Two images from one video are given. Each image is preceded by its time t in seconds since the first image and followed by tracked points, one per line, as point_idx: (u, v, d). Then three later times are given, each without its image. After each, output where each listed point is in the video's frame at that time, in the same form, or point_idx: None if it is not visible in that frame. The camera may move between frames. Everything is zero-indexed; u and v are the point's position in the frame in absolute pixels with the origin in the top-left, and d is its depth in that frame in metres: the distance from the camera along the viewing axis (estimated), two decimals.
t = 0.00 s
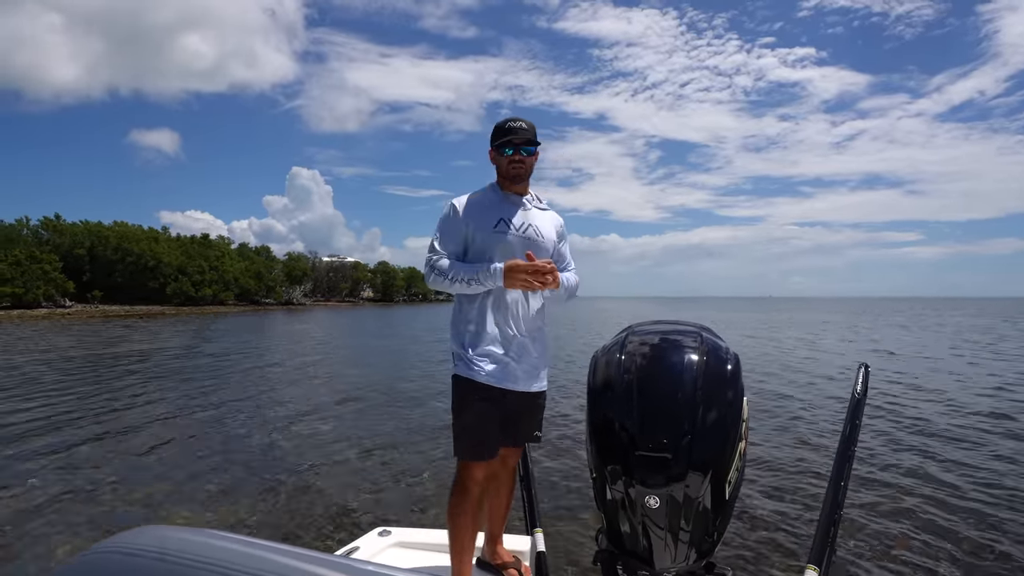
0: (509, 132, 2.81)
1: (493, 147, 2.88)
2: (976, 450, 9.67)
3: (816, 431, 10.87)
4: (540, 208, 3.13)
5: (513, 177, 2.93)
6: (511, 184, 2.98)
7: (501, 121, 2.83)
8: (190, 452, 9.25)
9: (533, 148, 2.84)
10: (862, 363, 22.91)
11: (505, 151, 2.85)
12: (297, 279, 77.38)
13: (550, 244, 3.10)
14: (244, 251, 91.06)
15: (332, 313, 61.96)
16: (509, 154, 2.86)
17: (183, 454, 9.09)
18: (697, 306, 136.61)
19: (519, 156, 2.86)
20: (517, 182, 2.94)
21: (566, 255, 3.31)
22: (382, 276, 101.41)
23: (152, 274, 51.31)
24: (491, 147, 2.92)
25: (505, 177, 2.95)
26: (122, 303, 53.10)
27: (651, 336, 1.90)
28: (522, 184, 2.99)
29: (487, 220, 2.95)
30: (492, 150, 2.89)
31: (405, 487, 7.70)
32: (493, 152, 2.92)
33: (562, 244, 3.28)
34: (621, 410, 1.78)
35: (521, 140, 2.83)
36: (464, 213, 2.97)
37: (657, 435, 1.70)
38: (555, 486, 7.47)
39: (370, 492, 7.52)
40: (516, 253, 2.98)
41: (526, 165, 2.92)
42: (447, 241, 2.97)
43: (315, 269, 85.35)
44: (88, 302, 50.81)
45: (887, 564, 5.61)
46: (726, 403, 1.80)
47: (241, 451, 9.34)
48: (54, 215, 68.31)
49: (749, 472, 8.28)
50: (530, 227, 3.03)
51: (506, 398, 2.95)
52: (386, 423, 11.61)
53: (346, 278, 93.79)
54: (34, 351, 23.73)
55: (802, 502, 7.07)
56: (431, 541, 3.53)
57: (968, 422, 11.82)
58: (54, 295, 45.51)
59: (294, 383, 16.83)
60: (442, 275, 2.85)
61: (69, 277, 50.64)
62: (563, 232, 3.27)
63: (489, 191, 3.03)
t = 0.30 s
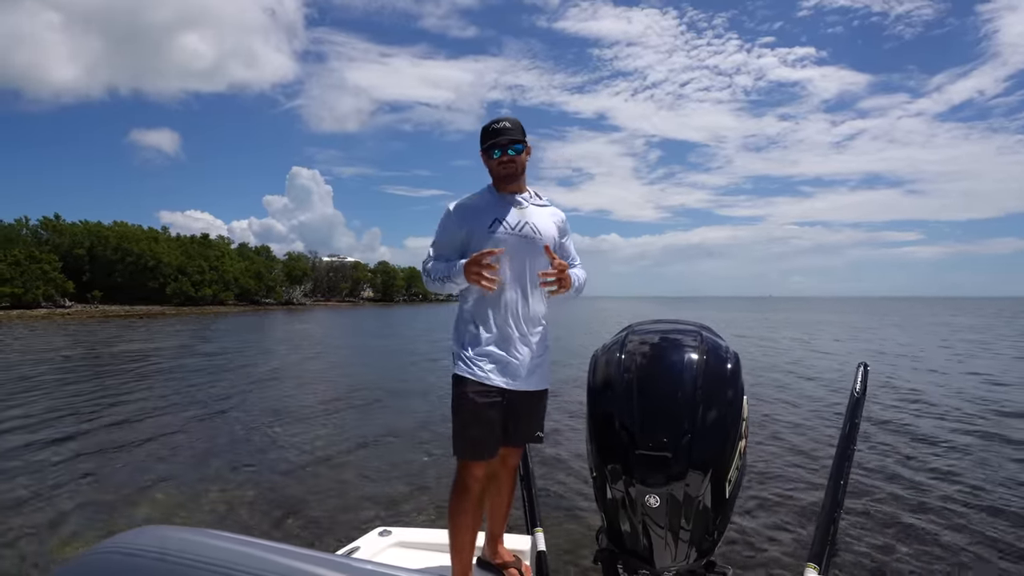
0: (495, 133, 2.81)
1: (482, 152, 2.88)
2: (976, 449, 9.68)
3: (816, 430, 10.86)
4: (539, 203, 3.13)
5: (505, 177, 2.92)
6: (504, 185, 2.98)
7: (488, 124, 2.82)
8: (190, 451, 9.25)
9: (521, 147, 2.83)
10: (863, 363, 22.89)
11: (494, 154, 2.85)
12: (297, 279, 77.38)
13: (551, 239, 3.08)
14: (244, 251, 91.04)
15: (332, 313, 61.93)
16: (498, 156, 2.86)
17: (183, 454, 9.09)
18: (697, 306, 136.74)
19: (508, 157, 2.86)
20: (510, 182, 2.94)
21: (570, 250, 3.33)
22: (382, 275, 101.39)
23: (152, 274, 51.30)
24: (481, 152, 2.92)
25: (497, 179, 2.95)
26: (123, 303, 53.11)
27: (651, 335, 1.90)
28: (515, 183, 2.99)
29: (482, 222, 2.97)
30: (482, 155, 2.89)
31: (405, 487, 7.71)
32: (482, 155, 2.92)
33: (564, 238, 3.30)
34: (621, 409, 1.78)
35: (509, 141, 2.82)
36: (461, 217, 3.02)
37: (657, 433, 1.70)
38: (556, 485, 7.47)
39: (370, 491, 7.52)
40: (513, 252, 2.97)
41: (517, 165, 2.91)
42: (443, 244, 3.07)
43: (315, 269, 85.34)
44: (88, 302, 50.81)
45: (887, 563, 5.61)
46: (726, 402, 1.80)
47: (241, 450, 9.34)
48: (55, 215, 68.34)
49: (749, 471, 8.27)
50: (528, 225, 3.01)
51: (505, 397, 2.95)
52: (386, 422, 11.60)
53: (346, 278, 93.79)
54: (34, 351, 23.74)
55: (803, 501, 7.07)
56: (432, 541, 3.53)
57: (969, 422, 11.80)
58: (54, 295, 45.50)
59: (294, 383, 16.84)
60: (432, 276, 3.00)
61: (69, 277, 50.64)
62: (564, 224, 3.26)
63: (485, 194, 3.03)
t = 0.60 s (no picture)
0: (482, 138, 2.81)
1: (473, 158, 2.88)
2: (976, 448, 9.67)
3: (816, 429, 10.86)
4: (535, 201, 3.13)
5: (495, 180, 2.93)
6: (496, 186, 2.98)
7: (475, 129, 2.82)
8: (189, 451, 9.23)
9: (509, 149, 2.83)
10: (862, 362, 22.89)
11: (484, 159, 2.85)
12: (296, 279, 77.33)
13: (548, 236, 3.08)
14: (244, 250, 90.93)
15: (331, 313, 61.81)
16: (489, 160, 2.85)
17: (182, 454, 9.08)
18: (697, 306, 136.81)
19: (497, 161, 2.86)
20: (502, 185, 2.95)
21: (568, 247, 3.34)
22: (381, 275, 101.27)
23: (151, 273, 51.21)
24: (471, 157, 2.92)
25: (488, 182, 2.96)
26: (122, 302, 53.04)
27: (650, 334, 1.91)
28: (507, 183, 2.99)
29: (478, 225, 2.97)
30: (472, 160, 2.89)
31: (405, 486, 7.70)
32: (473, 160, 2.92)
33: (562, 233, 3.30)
34: (620, 408, 1.78)
35: (496, 144, 2.82)
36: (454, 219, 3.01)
37: (657, 432, 1.70)
38: (555, 484, 7.48)
39: (370, 491, 7.51)
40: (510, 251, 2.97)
41: (508, 166, 2.92)
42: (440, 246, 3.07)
43: (315, 268, 85.27)
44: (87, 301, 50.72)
45: (887, 563, 5.61)
46: (725, 401, 1.81)
47: (240, 450, 9.34)
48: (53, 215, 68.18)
49: (749, 471, 8.28)
50: (525, 224, 3.01)
51: (504, 396, 2.95)
52: (386, 422, 11.59)
53: (346, 278, 93.74)
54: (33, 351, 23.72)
55: (803, 501, 7.07)
56: (432, 540, 3.53)
57: (968, 421, 11.80)
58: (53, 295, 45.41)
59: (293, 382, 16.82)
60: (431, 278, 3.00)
61: (68, 276, 50.54)
62: (561, 220, 3.27)
63: (479, 197, 3.03)
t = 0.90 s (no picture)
0: (480, 139, 2.80)
1: (470, 158, 2.87)
2: (976, 447, 9.68)
3: (816, 429, 10.86)
4: (532, 200, 3.14)
5: (492, 180, 2.92)
6: (493, 186, 2.98)
7: (471, 128, 2.82)
8: (189, 451, 9.23)
9: (508, 149, 2.83)
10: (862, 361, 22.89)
11: (481, 160, 2.85)
12: (296, 279, 77.33)
13: (545, 237, 3.10)
14: (243, 250, 90.94)
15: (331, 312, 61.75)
16: (486, 161, 2.85)
17: (182, 454, 9.07)
18: (696, 305, 136.86)
19: (494, 162, 2.86)
20: (499, 185, 2.95)
21: (565, 248, 3.35)
22: (381, 275, 101.24)
23: (150, 273, 51.16)
24: (468, 157, 2.91)
25: (486, 182, 2.95)
26: (121, 302, 52.97)
27: (649, 334, 1.92)
28: (505, 184, 3.00)
29: (476, 226, 2.97)
30: (470, 160, 2.88)
31: (406, 486, 7.70)
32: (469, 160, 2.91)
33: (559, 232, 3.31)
34: (619, 410, 1.78)
35: (495, 144, 2.82)
36: (452, 220, 3.01)
37: (655, 433, 1.69)
38: (556, 484, 7.48)
39: (370, 491, 7.51)
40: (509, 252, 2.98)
41: (505, 167, 2.92)
42: (440, 246, 3.06)
43: (314, 269, 85.25)
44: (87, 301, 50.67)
45: (888, 562, 5.62)
46: (725, 400, 1.81)
47: (241, 450, 9.34)
48: (53, 215, 68.11)
49: (748, 471, 8.29)
50: (523, 225, 3.02)
51: (501, 395, 2.95)
52: (386, 422, 11.59)
53: (345, 278, 93.69)
54: (33, 350, 23.71)
55: (802, 500, 7.08)
56: (432, 539, 3.54)
57: (968, 420, 11.80)
58: (53, 295, 45.38)
59: (293, 382, 16.82)
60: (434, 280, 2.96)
61: (68, 276, 50.47)
62: (558, 219, 3.27)
63: (475, 196, 3.03)
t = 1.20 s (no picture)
0: (481, 139, 2.81)
1: (470, 158, 2.86)
2: (977, 448, 9.67)
3: (816, 428, 10.87)
4: (528, 199, 3.16)
5: (492, 179, 2.92)
6: (492, 185, 2.98)
7: (472, 127, 2.82)
8: (190, 451, 9.22)
9: (508, 151, 2.85)
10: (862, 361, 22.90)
11: (482, 160, 2.84)
12: (296, 279, 77.33)
13: (543, 237, 3.12)
14: (243, 251, 90.95)
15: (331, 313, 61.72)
16: (487, 162, 2.85)
17: (183, 454, 9.07)
18: (696, 305, 136.84)
19: (494, 162, 2.86)
20: (498, 184, 2.95)
21: (561, 247, 3.36)
22: (381, 275, 101.22)
23: (150, 273, 51.15)
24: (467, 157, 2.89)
25: (485, 181, 2.95)
26: (121, 303, 52.96)
27: (649, 334, 1.92)
28: (503, 184, 3.00)
29: (474, 225, 2.96)
30: (469, 160, 2.86)
31: (406, 486, 7.69)
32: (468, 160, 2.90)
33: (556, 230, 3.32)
34: (620, 410, 1.78)
35: (496, 146, 2.82)
36: (450, 218, 2.99)
37: (656, 432, 1.69)
38: (556, 484, 7.48)
39: (371, 490, 7.50)
40: (509, 254, 3.00)
41: (505, 167, 2.93)
42: (440, 246, 3.02)
43: (314, 269, 85.27)
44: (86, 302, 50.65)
45: (889, 562, 5.61)
46: (725, 401, 1.81)
47: (241, 449, 9.34)
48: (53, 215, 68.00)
49: (749, 471, 8.29)
50: (521, 227, 3.04)
51: (497, 395, 2.95)
52: (386, 421, 11.58)
53: (345, 278, 93.66)
54: (32, 350, 23.69)
55: (803, 500, 7.07)
56: (431, 539, 3.54)
57: (968, 421, 11.81)
58: (53, 296, 45.34)
59: (293, 382, 16.81)
60: (437, 282, 2.93)
61: (67, 276, 50.45)
62: (554, 219, 3.28)
63: (474, 196, 3.02)
